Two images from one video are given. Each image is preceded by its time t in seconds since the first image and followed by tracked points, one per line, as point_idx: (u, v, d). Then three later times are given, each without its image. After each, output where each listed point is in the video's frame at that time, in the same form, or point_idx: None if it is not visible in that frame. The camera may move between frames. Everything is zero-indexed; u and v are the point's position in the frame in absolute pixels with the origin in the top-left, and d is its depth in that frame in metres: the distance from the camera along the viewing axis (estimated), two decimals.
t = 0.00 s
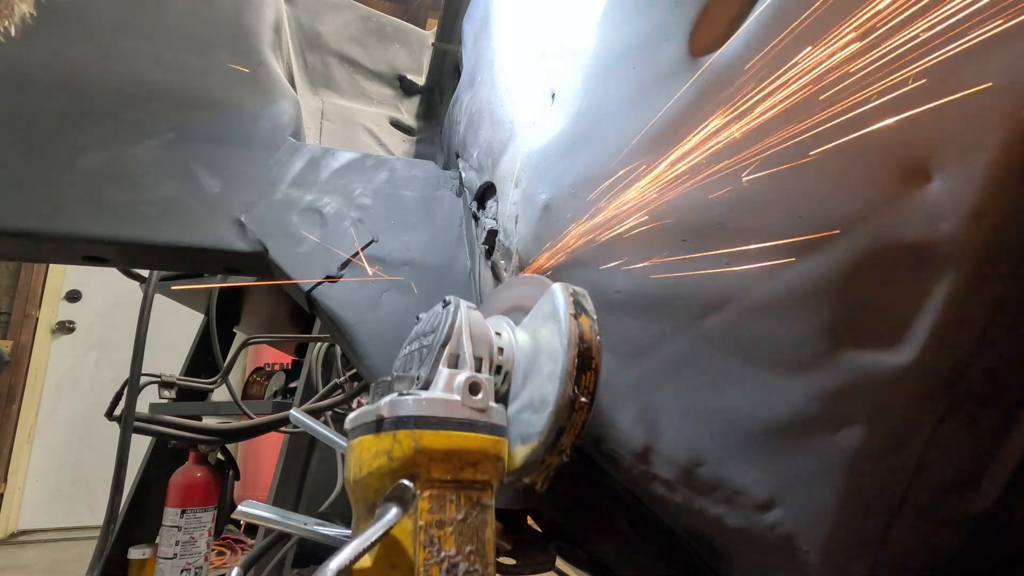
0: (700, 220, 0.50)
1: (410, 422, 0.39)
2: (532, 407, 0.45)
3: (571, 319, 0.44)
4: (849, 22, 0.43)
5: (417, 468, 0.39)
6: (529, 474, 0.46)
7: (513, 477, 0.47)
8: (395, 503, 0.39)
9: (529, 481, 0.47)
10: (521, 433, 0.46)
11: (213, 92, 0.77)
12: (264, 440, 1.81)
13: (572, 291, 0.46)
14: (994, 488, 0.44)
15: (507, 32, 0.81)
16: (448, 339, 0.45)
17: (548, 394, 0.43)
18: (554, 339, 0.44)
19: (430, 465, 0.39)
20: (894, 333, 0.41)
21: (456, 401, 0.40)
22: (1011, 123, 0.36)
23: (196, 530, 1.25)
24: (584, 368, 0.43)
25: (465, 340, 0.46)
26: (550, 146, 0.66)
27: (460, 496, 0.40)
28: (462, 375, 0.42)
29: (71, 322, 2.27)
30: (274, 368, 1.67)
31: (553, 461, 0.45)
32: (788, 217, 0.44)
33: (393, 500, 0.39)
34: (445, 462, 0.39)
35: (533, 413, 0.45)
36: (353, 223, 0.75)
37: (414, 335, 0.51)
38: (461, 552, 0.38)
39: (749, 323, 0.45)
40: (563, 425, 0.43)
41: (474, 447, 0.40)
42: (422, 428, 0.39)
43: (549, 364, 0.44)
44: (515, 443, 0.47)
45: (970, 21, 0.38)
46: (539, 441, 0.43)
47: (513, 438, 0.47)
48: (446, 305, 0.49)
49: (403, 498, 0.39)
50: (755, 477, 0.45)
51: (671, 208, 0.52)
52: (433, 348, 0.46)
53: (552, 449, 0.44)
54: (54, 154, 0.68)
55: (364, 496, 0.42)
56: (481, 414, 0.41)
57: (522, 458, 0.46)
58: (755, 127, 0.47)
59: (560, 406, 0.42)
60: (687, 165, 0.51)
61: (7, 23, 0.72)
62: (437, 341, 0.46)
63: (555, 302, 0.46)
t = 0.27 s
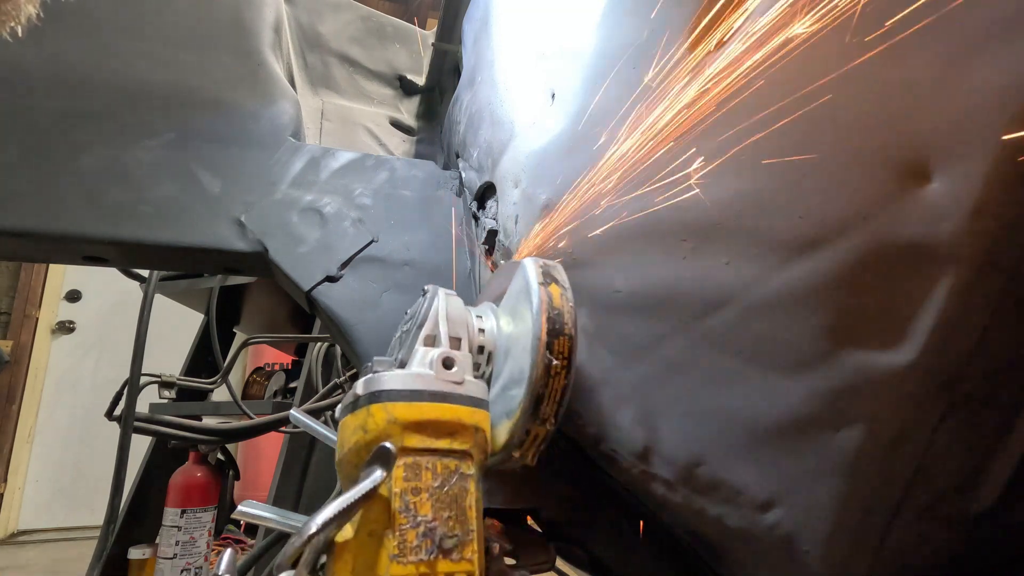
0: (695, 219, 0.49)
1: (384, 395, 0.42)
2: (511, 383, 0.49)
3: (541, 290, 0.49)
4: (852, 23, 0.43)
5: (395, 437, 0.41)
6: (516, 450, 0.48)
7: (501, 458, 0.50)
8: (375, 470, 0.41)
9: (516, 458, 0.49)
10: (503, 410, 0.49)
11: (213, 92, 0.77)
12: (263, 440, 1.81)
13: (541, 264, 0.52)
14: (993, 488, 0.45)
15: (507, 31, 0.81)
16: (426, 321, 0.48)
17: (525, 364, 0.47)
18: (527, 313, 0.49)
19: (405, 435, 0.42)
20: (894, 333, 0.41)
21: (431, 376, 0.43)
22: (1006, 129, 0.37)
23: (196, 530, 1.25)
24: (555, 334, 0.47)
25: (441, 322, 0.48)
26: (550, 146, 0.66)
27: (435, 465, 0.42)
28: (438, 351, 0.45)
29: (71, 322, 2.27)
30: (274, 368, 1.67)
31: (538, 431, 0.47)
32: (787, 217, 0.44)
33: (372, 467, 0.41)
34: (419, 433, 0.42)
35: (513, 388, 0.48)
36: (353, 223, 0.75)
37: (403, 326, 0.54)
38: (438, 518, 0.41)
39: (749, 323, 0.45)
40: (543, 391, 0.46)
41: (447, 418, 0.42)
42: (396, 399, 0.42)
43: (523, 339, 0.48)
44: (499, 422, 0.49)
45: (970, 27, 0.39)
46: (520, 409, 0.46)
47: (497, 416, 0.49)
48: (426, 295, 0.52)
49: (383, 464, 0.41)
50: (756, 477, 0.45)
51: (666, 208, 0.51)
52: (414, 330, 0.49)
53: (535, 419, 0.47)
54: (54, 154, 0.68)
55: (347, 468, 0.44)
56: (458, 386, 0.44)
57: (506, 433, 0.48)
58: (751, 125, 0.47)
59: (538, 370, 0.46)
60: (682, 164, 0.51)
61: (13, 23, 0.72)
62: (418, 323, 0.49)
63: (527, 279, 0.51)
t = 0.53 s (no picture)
0: (695, 220, 0.49)
1: (374, 371, 0.46)
2: (505, 361, 0.52)
3: (530, 264, 0.52)
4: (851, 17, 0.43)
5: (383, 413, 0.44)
6: (513, 426, 0.51)
7: (501, 436, 0.53)
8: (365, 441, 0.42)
9: (514, 436, 0.52)
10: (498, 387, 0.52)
11: (213, 92, 0.77)
12: (264, 441, 1.81)
13: (527, 241, 0.55)
14: (993, 488, 0.44)
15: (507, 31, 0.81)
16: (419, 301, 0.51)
17: (516, 339, 0.50)
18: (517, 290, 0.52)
19: (391, 410, 0.44)
20: (894, 332, 0.41)
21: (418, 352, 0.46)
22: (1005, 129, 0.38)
23: (196, 530, 1.25)
24: (543, 307, 0.50)
25: (433, 300, 0.52)
26: (550, 146, 0.66)
27: (421, 439, 0.45)
28: (427, 329, 0.48)
29: (71, 322, 2.26)
30: (274, 368, 1.67)
31: (533, 406, 0.50)
32: (788, 217, 0.44)
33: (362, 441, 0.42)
34: (405, 408, 0.45)
35: (506, 363, 0.51)
36: (353, 223, 0.75)
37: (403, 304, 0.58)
38: (424, 492, 0.43)
39: (748, 323, 0.45)
40: (534, 363, 0.49)
41: (431, 394, 0.45)
42: (380, 375, 0.45)
43: (513, 315, 0.51)
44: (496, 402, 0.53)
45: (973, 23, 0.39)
46: (514, 381, 0.49)
47: (493, 395, 0.53)
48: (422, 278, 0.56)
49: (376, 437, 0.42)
50: (756, 477, 0.45)
51: (666, 210, 0.51)
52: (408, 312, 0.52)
53: (528, 394, 0.50)
54: (54, 154, 0.68)
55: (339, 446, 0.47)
56: (445, 361, 0.47)
57: (503, 409, 0.51)
58: (750, 125, 0.47)
59: (528, 342, 0.49)
60: (682, 164, 0.51)
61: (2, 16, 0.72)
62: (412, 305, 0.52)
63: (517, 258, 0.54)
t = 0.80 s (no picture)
0: (694, 219, 0.49)
1: (369, 355, 0.46)
2: (501, 346, 0.52)
3: (523, 250, 0.53)
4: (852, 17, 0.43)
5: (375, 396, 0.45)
6: (508, 413, 0.52)
7: (497, 424, 0.53)
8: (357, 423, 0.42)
9: (510, 423, 0.52)
10: (495, 373, 0.52)
11: (213, 92, 0.77)
12: (264, 441, 1.81)
13: (525, 228, 0.56)
14: (994, 488, 0.44)
15: (507, 32, 0.81)
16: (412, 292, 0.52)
17: (509, 322, 0.51)
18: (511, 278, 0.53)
19: (384, 393, 0.45)
20: (894, 333, 0.41)
21: (413, 340, 0.47)
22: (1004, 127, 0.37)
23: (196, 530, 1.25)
24: (537, 291, 0.50)
25: (427, 293, 0.52)
26: (550, 146, 0.66)
27: (413, 420, 0.45)
28: (420, 317, 0.49)
29: (71, 322, 2.26)
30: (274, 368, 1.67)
31: (528, 391, 0.50)
32: (788, 217, 0.44)
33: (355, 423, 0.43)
34: (398, 391, 0.45)
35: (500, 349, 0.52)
36: (353, 223, 0.75)
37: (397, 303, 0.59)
38: (416, 473, 0.43)
39: (749, 323, 0.45)
40: (527, 347, 0.49)
41: (423, 375, 0.46)
42: (372, 359, 0.46)
43: (508, 300, 0.52)
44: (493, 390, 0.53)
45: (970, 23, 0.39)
46: (508, 368, 0.50)
47: (490, 384, 0.53)
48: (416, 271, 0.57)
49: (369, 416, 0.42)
50: (756, 477, 0.45)
51: (665, 208, 0.52)
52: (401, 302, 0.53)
53: (523, 377, 0.50)
54: (54, 154, 0.68)
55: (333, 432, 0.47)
56: (438, 346, 0.48)
57: (499, 396, 0.51)
58: (749, 125, 0.47)
59: (521, 323, 0.49)
60: (682, 163, 0.51)
61: None
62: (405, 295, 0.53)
63: (511, 245, 0.54)
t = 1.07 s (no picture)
0: (694, 218, 0.50)
1: (366, 365, 0.46)
2: (499, 358, 0.52)
3: (521, 263, 0.53)
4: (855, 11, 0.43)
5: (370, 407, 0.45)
6: (507, 426, 0.51)
7: (495, 440, 0.52)
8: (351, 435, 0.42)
9: (508, 436, 0.52)
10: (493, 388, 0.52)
11: (213, 92, 0.77)
12: (264, 440, 1.81)
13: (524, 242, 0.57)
14: (994, 489, 0.44)
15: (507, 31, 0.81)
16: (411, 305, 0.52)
17: (507, 336, 0.51)
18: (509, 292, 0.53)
19: (379, 404, 0.45)
20: (895, 333, 0.41)
21: (412, 351, 0.47)
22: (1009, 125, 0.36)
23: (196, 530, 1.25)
24: (535, 304, 0.50)
25: (426, 306, 0.52)
26: (550, 146, 0.66)
27: (406, 432, 0.44)
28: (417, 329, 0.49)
29: (71, 322, 2.27)
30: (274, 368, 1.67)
31: (525, 404, 0.50)
32: (787, 217, 0.44)
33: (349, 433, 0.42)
34: (392, 402, 0.45)
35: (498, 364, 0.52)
36: (353, 223, 0.75)
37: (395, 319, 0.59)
38: (409, 484, 0.42)
39: (749, 323, 0.45)
40: (524, 359, 0.49)
41: (418, 387, 0.45)
42: (368, 369, 0.46)
43: (506, 315, 0.52)
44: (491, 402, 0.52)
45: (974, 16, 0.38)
46: (505, 381, 0.49)
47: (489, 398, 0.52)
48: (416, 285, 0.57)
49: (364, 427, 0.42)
50: (756, 477, 0.45)
51: (665, 208, 0.52)
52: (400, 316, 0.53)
53: (521, 391, 0.49)
54: (54, 154, 0.68)
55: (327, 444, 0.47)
56: (433, 357, 0.48)
57: (495, 411, 0.51)
58: (750, 125, 0.47)
59: (519, 334, 0.49)
60: (682, 162, 0.51)
61: None
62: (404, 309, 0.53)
63: (509, 259, 0.55)
